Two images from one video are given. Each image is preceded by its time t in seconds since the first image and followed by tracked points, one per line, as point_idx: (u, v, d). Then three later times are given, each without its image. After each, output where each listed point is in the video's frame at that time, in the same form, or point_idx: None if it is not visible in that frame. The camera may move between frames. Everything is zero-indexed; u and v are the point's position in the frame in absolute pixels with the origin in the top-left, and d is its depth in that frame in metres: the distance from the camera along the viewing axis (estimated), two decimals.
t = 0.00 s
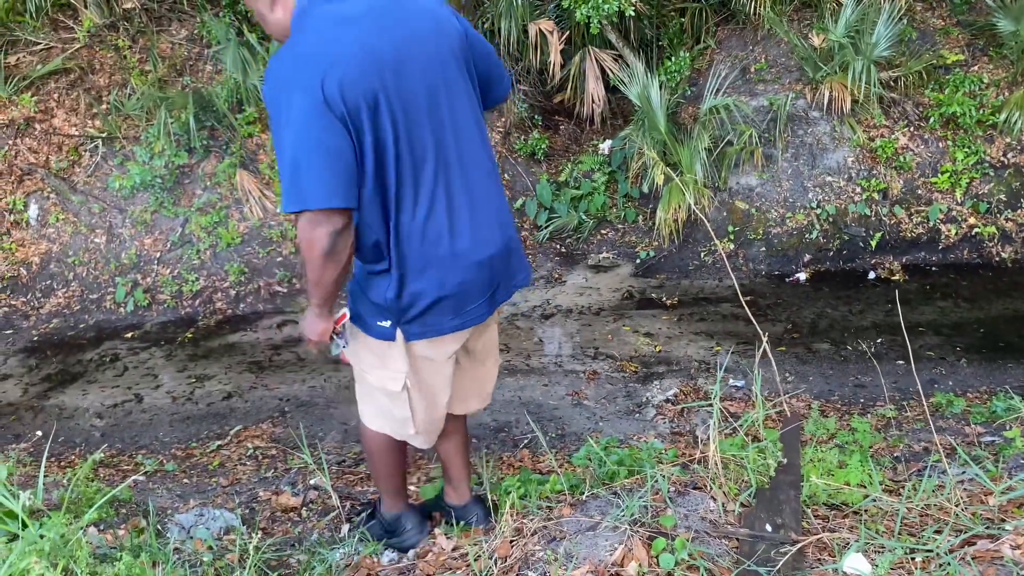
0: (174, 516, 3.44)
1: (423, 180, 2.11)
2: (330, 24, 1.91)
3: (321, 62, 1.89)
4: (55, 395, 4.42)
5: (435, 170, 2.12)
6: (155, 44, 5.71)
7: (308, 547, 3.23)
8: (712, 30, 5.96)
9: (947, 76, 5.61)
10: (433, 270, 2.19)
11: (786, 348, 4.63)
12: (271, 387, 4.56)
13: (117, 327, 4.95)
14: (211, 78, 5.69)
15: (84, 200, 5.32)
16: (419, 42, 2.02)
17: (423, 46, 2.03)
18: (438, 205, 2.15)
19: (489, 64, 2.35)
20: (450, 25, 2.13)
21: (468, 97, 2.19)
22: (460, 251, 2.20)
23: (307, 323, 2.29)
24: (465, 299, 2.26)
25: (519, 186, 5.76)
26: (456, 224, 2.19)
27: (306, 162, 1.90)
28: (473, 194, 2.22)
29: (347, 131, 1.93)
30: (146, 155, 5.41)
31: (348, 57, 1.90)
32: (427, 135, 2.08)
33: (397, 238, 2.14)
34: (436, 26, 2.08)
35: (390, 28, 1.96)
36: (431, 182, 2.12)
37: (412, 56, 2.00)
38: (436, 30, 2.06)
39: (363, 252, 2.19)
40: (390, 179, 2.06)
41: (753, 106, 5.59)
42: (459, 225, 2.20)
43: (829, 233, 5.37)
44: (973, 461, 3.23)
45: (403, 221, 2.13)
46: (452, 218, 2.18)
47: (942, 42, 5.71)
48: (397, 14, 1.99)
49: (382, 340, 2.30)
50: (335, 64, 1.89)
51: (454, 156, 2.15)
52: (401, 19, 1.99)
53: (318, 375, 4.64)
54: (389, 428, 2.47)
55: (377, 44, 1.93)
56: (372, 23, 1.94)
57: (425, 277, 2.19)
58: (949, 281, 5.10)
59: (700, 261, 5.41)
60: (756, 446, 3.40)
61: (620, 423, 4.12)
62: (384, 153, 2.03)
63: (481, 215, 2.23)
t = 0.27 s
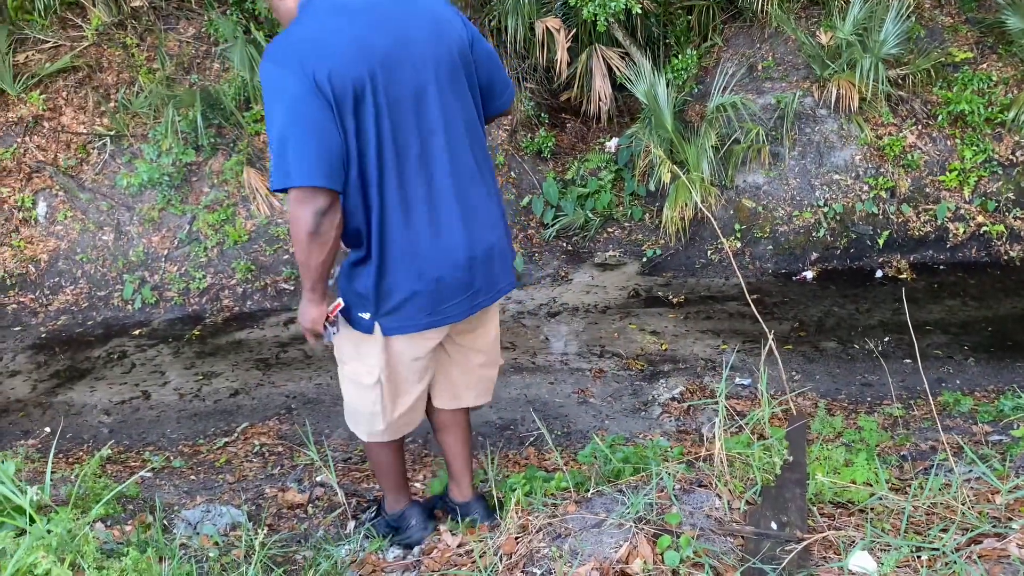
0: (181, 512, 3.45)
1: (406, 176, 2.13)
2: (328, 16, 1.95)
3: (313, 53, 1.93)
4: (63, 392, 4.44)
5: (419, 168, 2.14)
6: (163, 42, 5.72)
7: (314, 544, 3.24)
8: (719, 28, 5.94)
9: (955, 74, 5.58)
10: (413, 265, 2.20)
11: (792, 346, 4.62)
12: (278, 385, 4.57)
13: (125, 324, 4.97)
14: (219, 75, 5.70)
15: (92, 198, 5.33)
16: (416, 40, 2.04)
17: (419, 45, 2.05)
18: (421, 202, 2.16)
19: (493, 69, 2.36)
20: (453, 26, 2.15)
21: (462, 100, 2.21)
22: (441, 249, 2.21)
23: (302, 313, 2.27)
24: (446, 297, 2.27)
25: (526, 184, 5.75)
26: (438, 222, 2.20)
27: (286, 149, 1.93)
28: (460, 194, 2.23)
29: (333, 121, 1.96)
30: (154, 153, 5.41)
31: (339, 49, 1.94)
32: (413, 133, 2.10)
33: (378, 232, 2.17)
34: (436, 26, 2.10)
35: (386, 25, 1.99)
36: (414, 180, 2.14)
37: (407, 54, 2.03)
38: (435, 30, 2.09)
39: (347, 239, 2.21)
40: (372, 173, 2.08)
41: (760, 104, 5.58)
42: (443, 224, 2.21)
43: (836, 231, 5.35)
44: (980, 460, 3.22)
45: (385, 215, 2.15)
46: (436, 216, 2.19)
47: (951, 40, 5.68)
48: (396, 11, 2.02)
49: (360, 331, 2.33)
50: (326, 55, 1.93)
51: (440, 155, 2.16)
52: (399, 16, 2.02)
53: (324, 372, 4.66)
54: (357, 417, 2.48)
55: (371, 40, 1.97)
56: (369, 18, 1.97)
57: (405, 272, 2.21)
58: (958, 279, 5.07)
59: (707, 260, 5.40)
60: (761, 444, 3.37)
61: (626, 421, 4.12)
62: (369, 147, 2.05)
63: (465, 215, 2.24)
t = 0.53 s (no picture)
0: (189, 508, 3.47)
1: (399, 175, 2.14)
2: (341, 12, 1.97)
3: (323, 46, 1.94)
4: (72, 388, 4.46)
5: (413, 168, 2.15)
6: (172, 40, 5.73)
7: (323, 539, 3.26)
8: (728, 26, 5.91)
9: (966, 72, 5.55)
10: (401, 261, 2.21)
11: (800, 345, 4.61)
12: (286, 381, 4.58)
13: (134, 320, 4.99)
14: (228, 73, 5.70)
15: (101, 195, 5.35)
16: (423, 43, 2.08)
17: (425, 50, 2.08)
18: (411, 201, 2.17)
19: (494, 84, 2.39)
20: (459, 37, 2.20)
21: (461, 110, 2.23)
22: (430, 248, 2.22)
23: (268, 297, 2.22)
24: (432, 296, 2.27)
25: (534, 182, 5.70)
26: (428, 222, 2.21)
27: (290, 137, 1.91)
28: (451, 196, 2.25)
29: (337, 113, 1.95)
30: (163, 151, 5.41)
31: (349, 45, 1.95)
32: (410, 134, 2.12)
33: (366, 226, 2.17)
34: (445, 34, 2.14)
35: (394, 28, 2.02)
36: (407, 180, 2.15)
37: (413, 56, 2.06)
38: (443, 37, 2.13)
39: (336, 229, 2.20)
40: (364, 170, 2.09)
41: (769, 102, 5.57)
42: (432, 225, 2.22)
43: (845, 230, 5.34)
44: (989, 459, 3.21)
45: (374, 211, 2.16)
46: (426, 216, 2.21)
47: (962, 38, 5.65)
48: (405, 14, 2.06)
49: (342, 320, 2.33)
50: (335, 48, 1.94)
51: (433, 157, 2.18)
52: (410, 20, 2.05)
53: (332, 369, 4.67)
54: (346, 398, 2.53)
55: (380, 38, 2.00)
56: (380, 18, 2.01)
57: (393, 268, 2.21)
58: (967, 278, 5.05)
59: (715, 258, 5.39)
60: (768, 442, 3.43)
61: (633, 419, 4.11)
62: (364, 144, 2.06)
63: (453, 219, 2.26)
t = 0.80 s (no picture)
0: (204, 501, 3.49)
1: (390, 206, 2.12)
2: (352, 38, 1.94)
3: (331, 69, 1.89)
4: (90, 381, 4.51)
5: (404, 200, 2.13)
6: (190, 36, 5.76)
7: (337, 534, 3.27)
8: (745, 23, 5.87)
9: (986, 70, 5.48)
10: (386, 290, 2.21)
11: (815, 344, 4.59)
12: (300, 377, 4.61)
13: (151, 315, 5.03)
14: (244, 70, 5.72)
15: (119, 190, 5.39)
16: (425, 76, 2.09)
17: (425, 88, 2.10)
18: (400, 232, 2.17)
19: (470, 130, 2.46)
20: (454, 79, 2.24)
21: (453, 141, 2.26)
22: (415, 280, 2.22)
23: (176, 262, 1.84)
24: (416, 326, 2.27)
25: (548, 179, 5.69)
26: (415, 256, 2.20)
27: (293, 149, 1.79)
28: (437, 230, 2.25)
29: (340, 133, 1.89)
30: (180, 147, 5.44)
31: (358, 71, 1.92)
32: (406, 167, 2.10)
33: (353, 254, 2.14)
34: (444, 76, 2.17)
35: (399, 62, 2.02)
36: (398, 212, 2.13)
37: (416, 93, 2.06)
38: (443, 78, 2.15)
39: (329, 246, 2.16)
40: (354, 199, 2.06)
41: (785, 100, 5.52)
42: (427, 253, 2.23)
43: (862, 229, 5.30)
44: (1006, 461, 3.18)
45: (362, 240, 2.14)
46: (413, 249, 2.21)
47: (982, 35, 5.58)
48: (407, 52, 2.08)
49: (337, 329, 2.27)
50: (344, 73, 1.90)
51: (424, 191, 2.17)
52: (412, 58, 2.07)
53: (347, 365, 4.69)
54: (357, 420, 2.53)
55: (387, 70, 1.99)
56: (387, 50, 2.00)
57: (385, 290, 2.21)
58: (986, 279, 5.00)
59: (731, 257, 5.36)
60: (784, 441, 3.37)
61: (646, 417, 4.11)
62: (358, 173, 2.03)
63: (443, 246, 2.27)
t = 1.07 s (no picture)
0: (234, 492, 3.53)
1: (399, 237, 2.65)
2: (366, 98, 2.48)
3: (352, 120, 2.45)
4: (122, 372, 4.57)
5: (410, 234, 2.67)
6: (223, 32, 5.82)
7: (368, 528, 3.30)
8: (777, 22, 5.80)
9: None
10: (390, 301, 2.73)
11: (846, 347, 4.53)
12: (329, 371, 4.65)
13: (181, 307, 5.06)
14: (276, 65, 5.75)
15: (152, 183, 5.43)
16: (426, 132, 2.60)
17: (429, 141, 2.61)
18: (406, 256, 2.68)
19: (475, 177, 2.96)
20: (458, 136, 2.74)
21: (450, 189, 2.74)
22: (415, 297, 2.75)
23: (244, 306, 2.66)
24: (402, 334, 2.76)
25: (576, 177, 5.66)
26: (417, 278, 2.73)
27: (312, 190, 2.39)
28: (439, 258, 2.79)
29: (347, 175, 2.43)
30: (213, 142, 5.51)
31: (367, 127, 2.46)
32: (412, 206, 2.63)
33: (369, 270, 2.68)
34: (448, 131, 2.68)
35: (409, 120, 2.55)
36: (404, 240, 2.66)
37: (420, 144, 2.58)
38: (447, 134, 2.66)
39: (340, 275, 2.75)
40: (369, 227, 2.59)
41: (819, 99, 5.49)
42: (416, 279, 2.73)
43: (894, 231, 5.20)
44: None
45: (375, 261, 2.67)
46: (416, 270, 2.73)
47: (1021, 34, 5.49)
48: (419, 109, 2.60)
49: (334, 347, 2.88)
50: (363, 127, 2.46)
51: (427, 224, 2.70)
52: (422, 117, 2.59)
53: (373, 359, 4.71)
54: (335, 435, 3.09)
55: (394, 122, 2.50)
56: (397, 107, 2.52)
57: (382, 306, 2.73)
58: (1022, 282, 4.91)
59: (760, 257, 5.30)
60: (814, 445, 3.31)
61: (674, 417, 4.11)
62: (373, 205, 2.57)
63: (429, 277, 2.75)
